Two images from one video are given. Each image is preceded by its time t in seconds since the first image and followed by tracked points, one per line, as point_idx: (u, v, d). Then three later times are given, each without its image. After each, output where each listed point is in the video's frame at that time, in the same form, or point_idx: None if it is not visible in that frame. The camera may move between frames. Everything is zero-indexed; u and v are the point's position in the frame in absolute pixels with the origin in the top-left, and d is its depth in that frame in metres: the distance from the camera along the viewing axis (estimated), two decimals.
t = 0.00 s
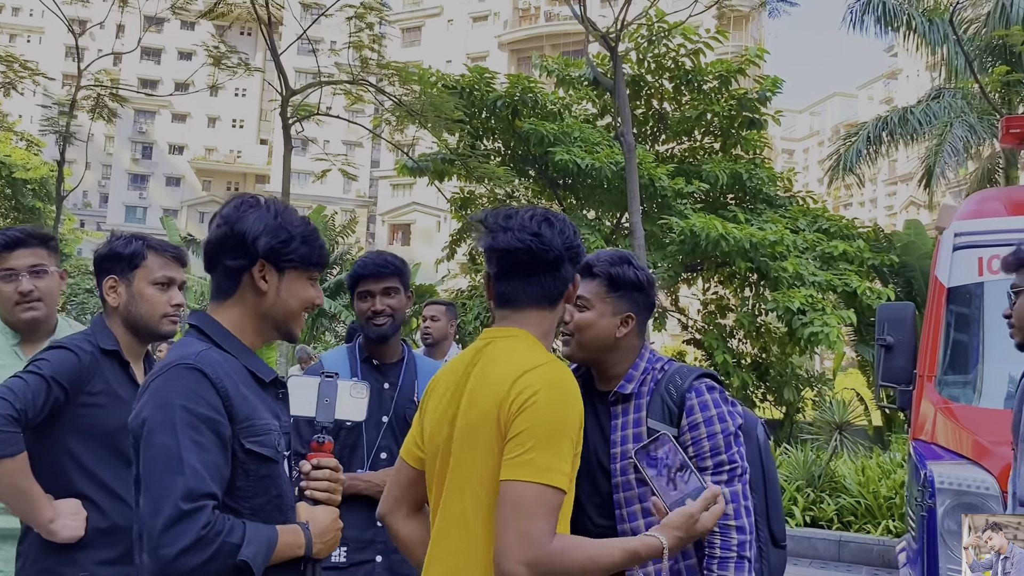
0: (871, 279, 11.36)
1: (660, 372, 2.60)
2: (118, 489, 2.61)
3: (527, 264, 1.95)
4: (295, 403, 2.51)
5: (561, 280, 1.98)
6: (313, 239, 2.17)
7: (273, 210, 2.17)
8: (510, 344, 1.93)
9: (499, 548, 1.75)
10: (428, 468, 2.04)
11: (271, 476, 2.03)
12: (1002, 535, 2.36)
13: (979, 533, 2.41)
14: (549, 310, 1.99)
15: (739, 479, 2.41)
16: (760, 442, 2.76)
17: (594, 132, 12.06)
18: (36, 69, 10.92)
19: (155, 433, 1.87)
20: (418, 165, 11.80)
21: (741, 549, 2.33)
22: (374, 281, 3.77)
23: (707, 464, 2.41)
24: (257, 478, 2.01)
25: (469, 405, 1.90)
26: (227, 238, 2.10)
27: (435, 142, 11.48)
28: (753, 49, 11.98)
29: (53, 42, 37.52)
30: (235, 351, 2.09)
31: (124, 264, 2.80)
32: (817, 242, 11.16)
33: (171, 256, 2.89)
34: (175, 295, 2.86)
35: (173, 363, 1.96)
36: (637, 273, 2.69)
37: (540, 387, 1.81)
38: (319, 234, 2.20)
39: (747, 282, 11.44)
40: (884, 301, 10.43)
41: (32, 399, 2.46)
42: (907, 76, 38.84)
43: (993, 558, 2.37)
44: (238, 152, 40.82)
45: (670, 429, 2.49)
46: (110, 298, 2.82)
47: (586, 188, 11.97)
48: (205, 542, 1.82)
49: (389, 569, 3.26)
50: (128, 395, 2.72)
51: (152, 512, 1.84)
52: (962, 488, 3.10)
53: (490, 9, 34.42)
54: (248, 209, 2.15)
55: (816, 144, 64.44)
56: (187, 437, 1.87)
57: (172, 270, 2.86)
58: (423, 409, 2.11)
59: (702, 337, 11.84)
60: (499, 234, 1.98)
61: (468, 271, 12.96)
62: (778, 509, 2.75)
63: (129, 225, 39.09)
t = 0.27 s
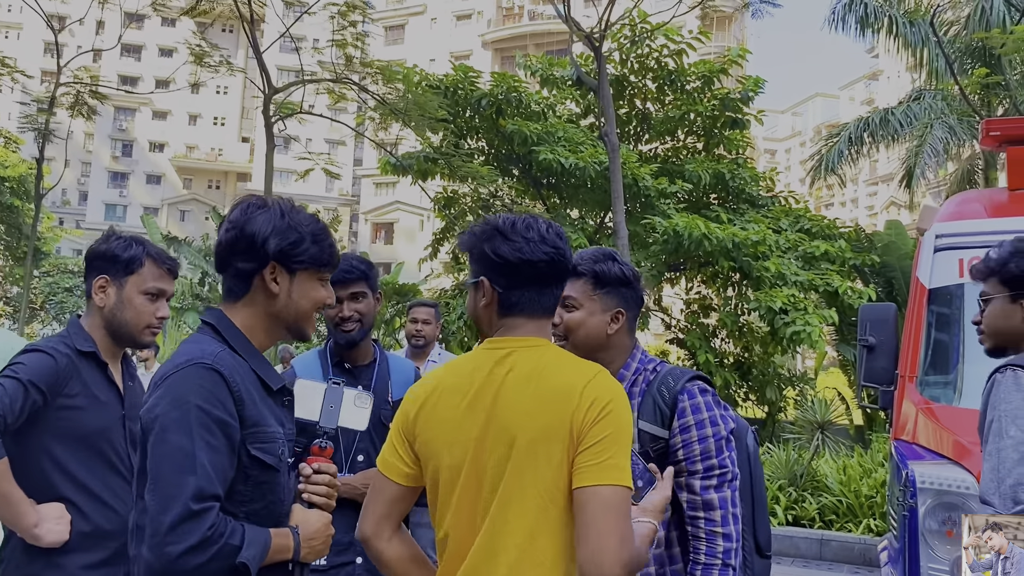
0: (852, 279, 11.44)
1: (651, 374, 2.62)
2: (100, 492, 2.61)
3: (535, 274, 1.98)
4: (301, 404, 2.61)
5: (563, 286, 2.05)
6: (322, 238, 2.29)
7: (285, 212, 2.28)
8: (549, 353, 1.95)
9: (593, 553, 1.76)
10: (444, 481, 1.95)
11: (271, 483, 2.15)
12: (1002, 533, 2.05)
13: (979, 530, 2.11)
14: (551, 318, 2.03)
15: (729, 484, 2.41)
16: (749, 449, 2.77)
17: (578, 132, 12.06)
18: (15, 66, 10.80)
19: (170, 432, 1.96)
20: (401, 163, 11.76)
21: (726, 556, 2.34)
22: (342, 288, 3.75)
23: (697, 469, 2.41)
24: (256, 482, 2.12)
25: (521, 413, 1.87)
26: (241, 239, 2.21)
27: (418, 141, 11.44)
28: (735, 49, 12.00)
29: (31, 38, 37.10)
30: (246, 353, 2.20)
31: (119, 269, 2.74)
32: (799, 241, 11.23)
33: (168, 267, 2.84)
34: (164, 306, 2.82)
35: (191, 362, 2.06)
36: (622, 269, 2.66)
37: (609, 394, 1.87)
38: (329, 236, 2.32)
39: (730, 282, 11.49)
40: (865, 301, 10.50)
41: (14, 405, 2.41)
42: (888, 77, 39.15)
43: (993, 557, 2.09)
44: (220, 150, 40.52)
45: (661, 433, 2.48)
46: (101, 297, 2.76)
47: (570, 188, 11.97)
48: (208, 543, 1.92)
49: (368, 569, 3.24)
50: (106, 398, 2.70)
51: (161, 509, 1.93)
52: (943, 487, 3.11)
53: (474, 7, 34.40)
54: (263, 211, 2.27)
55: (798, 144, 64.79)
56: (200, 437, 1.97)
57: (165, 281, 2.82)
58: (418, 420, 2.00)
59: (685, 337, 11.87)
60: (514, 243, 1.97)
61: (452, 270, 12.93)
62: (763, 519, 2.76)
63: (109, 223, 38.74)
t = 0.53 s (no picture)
0: (837, 279, 11.52)
1: (654, 373, 2.68)
2: (84, 493, 2.60)
3: (552, 273, 2.05)
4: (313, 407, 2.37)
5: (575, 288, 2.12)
6: (335, 237, 2.31)
7: (298, 213, 2.31)
8: (576, 361, 2.04)
9: (646, 555, 1.93)
10: (472, 487, 1.96)
11: (285, 480, 2.20)
12: (1003, 534, 2.08)
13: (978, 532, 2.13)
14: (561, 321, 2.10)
15: (728, 489, 2.41)
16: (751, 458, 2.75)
17: (565, 132, 12.07)
18: None
19: (191, 426, 2.02)
20: (389, 163, 11.74)
21: (722, 562, 2.35)
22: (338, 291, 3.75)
23: (695, 472, 2.42)
24: (271, 479, 2.17)
25: (567, 422, 1.95)
26: (256, 240, 2.26)
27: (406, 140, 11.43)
28: (721, 50, 12.04)
29: (14, 35, 36.77)
30: (263, 352, 2.25)
31: (125, 278, 2.72)
32: (785, 242, 11.29)
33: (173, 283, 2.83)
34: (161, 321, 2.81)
35: (211, 361, 2.11)
36: (624, 267, 2.67)
37: (645, 403, 2.02)
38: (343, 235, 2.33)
39: (716, 282, 11.54)
40: (850, 301, 10.58)
41: None
42: (873, 78, 39.45)
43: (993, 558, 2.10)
44: (205, 148, 40.28)
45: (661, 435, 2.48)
46: (105, 301, 2.73)
47: (558, 188, 11.98)
48: (224, 537, 1.98)
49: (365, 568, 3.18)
50: (88, 397, 2.68)
51: (179, 501, 1.98)
52: (928, 486, 3.14)
53: (461, 7, 34.40)
54: (277, 211, 2.30)
55: (784, 145, 65.12)
56: (218, 434, 2.02)
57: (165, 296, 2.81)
58: (438, 426, 1.99)
59: (672, 337, 11.91)
60: (536, 244, 2.04)
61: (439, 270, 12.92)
62: (765, 530, 2.77)
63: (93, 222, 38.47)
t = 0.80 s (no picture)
0: (827, 279, 11.58)
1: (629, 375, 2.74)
2: (74, 492, 2.59)
3: (580, 268, 2.01)
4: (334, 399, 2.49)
5: (603, 282, 2.09)
6: (340, 232, 2.33)
7: (303, 213, 2.33)
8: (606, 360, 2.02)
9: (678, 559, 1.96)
10: (502, 485, 1.92)
11: (292, 472, 2.23)
12: (1002, 534, 2.34)
13: (978, 531, 2.39)
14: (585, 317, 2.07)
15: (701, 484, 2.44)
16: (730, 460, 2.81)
17: (555, 133, 12.08)
18: None
19: (199, 418, 2.07)
20: (379, 162, 11.72)
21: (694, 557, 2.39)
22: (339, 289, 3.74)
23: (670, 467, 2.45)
24: (279, 471, 2.20)
25: (605, 423, 1.93)
26: (264, 241, 2.30)
27: (397, 140, 11.41)
28: (711, 51, 12.07)
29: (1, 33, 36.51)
30: (275, 347, 2.28)
31: (101, 269, 2.74)
32: (774, 242, 11.34)
33: (151, 267, 2.84)
34: (145, 307, 2.81)
35: (220, 358, 2.16)
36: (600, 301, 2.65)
37: (676, 408, 2.04)
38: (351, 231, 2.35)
39: (706, 282, 11.58)
40: (839, 301, 10.64)
41: None
42: (861, 79, 39.69)
43: (992, 557, 2.36)
44: (194, 148, 40.12)
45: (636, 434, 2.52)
46: (81, 296, 2.75)
47: (548, 188, 11.97)
48: (227, 527, 2.01)
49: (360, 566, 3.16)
50: (82, 397, 2.68)
51: (185, 492, 2.03)
52: (917, 485, 3.17)
53: (452, 7, 34.40)
54: (282, 212, 2.33)
55: (773, 145, 65.39)
56: (224, 427, 2.06)
57: (145, 281, 2.81)
58: (464, 421, 1.92)
59: (662, 337, 11.94)
60: (567, 234, 2.01)
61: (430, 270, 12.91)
62: (744, 529, 2.82)
63: (81, 221, 38.26)
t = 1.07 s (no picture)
0: (819, 279, 11.62)
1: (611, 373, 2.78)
2: (67, 488, 2.60)
3: (592, 265, 1.98)
4: (347, 392, 2.49)
5: (617, 282, 2.05)
6: (336, 232, 2.38)
7: (300, 215, 2.40)
8: (613, 366, 2.00)
9: None
10: (495, 485, 1.91)
11: (272, 466, 2.25)
12: (1003, 533, 2.20)
13: (978, 530, 2.23)
14: (596, 317, 2.05)
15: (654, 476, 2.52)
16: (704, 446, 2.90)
17: (549, 133, 12.09)
18: None
19: (178, 409, 2.15)
20: (373, 161, 11.73)
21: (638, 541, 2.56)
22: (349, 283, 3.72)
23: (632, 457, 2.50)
24: (258, 464, 2.24)
25: (604, 430, 1.92)
26: (263, 246, 2.38)
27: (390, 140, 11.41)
28: (704, 52, 12.10)
29: None
30: (269, 345, 2.33)
31: (81, 265, 2.77)
32: (767, 242, 11.37)
33: (131, 257, 2.86)
34: (132, 297, 2.84)
35: (207, 352, 2.24)
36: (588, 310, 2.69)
37: (683, 422, 2.00)
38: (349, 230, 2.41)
39: (699, 282, 11.61)
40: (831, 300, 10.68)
41: None
42: (853, 80, 39.85)
43: (993, 557, 2.21)
44: (187, 147, 40.02)
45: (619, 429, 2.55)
46: (66, 294, 2.78)
47: (542, 188, 11.96)
48: (196, 513, 2.07)
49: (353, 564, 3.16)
50: (79, 394, 2.69)
51: (159, 476, 2.11)
52: (905, 481, 3.19)
53: (445, 7, 34.40)
54: (281, 217, 2.41)
55: (766, 145, 65.55)
56: (199, 418, 2.13)
57: (130, 272, 2.83)
58: (461, 417, 1.92)
59: (655, 336, 11.96)
60: (579, 230, 1.98)
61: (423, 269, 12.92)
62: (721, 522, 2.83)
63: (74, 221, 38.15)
